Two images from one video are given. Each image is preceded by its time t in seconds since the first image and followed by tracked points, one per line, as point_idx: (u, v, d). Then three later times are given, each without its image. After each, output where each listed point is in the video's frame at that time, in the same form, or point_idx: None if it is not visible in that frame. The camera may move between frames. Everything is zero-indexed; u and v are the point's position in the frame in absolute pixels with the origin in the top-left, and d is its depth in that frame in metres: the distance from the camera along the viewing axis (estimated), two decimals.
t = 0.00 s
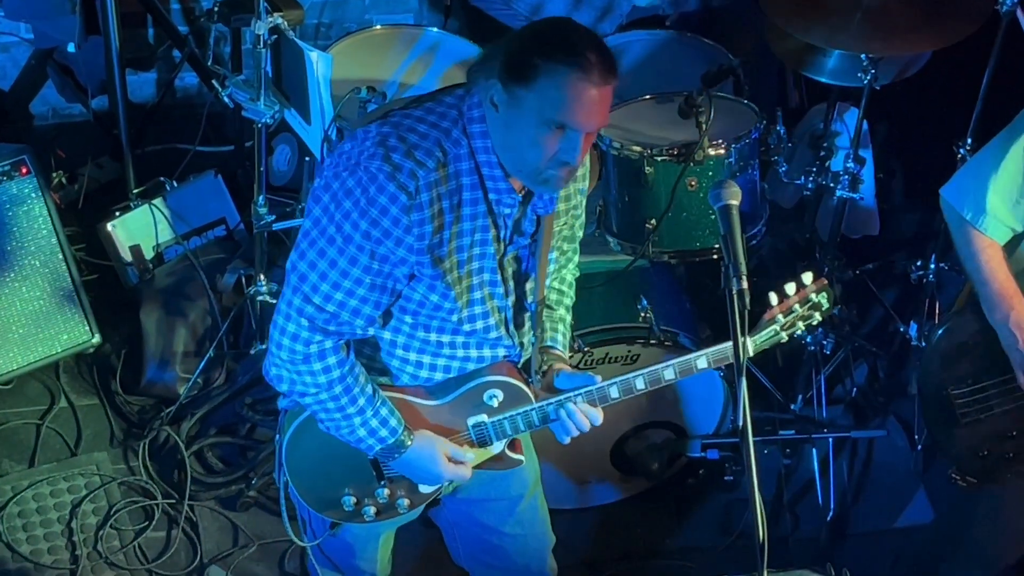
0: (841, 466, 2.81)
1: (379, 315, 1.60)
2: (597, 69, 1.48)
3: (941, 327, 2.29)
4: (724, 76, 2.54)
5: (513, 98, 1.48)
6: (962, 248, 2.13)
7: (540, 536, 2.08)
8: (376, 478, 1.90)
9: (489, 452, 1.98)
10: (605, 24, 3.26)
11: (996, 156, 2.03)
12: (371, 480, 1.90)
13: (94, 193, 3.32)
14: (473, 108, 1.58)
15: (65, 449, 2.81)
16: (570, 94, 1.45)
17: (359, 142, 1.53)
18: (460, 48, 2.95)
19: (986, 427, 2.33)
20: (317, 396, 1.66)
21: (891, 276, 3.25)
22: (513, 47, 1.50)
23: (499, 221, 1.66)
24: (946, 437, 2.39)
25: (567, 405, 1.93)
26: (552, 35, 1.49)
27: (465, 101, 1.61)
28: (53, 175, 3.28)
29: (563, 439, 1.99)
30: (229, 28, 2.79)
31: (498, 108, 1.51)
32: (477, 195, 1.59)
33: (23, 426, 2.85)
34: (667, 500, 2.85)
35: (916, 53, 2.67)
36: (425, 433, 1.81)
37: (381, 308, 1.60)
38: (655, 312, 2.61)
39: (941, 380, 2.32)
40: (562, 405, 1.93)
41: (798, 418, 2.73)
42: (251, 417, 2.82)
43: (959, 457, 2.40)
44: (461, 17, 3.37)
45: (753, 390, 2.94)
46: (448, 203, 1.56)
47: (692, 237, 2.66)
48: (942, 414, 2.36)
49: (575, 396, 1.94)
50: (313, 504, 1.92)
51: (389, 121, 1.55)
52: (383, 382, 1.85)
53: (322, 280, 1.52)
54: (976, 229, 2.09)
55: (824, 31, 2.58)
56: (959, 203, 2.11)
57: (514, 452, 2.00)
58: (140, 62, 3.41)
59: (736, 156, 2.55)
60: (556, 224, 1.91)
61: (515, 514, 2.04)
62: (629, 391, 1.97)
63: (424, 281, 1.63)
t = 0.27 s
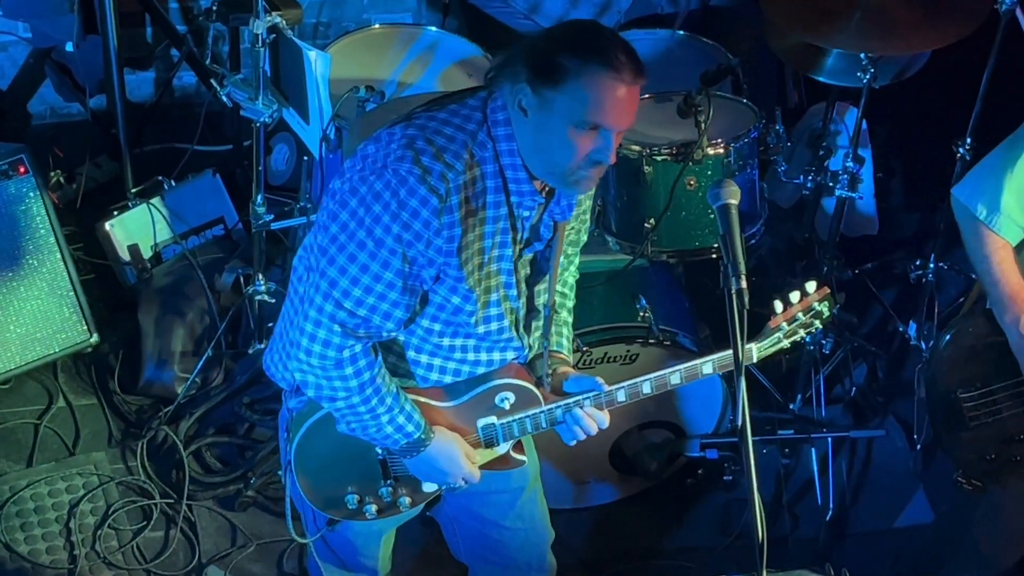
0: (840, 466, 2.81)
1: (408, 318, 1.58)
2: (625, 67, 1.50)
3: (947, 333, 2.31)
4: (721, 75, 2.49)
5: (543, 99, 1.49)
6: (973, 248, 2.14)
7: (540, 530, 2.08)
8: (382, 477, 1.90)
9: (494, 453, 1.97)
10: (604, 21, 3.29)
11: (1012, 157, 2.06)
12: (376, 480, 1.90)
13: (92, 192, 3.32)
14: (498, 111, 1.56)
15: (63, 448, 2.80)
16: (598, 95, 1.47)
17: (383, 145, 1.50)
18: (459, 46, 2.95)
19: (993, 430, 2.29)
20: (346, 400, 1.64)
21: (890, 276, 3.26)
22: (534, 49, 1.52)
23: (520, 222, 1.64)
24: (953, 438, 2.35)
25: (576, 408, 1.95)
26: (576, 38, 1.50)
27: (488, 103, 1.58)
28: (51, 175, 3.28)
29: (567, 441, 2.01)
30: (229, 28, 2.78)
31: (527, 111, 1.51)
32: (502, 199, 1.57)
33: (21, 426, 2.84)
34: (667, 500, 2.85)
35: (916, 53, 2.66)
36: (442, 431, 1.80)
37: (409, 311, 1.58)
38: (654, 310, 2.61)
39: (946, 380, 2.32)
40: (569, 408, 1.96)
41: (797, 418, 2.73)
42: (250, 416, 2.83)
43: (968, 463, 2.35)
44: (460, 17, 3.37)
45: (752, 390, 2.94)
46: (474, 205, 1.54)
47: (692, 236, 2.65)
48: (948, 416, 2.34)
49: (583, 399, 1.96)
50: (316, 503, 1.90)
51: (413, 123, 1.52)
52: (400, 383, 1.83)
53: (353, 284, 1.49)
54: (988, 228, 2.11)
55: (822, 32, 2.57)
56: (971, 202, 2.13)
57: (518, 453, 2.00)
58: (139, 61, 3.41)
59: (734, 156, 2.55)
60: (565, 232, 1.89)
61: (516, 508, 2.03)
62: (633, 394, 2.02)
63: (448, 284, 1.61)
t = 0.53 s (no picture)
0: (839, 466, 2.81)
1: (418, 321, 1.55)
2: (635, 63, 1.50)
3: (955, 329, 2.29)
4: (721, 74, 2.54)
5: (556, 99, 1.48)
6: (983, 240, 2.13)
7: (539, 528, 2.08)
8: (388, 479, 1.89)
9: (501, 450, 1.97)
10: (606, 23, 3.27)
11: None
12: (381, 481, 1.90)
13: (90, 191, 3.31)
14: (504, 110, 1.54)
15: (60, 448, 2.80)
16: (610, 93, 1.46)
17: (390, 147, 1.48)
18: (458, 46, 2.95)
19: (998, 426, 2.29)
20: (356, 403, 1.59)
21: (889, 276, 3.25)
22: (540, 49, 1.51)
23: (527, 221, 1.62)
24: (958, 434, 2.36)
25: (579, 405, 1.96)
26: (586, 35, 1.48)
27: (494, 103, 1.56)
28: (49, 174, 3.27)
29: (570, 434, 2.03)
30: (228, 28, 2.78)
31: (539, 112, 1.50)
32: (510, 199, 1.55)
33: (18, 426, 2.84)
34: (666, 500, 2.84)
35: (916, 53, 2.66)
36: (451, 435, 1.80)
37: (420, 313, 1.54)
38: (653, 309, 2.62)
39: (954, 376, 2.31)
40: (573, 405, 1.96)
41: (796, 419, 2.72)
42: (248, 416, 2.83)
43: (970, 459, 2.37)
44: (459, 16, 3.36)
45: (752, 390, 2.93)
46: (483, 206, 1.52)
47: (690, 237, 2.65)
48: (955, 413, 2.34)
49: (587, 395, 1.97)
50: (323, 507, 1.91)
51: (421, 125, 1.49)
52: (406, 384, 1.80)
53: (364, 288, 1.45)
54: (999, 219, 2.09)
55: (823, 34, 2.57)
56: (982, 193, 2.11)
57: (522, 450, 2.01)
58: (137, 60, 3.41)
59: (733, 155, 2.54)
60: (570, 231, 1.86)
61: (516, 505, 2.03)
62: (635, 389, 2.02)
63: (456, 285, 1.58)
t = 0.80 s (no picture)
0: (838, 467, 2.80)
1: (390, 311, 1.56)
2: (570, 25, 1.46)
3: (976, 316, 2.27)
4: (720, 76, 2.47)
5: (500, 74, 1.44)
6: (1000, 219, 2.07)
7: (544, 532, 2.07)
8: (397, 475, 1.89)
9: (500, 438, 1.96)
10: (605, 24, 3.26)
11: None
12: (391, 479, 1.89)
13: (89, 193, 3.31)
14: (454, 93, 1.54)
15: (58, 449, 2.79)
16: (549, 59, 1.43)
17: (341, 145, 1.49)
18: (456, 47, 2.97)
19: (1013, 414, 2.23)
20: (343, 403, 1.61)
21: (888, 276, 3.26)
22: (475, 23, 1.48)
23: (495, 202, 1.62)
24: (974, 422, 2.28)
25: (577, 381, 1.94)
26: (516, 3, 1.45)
27: (444, 87, 1.56)
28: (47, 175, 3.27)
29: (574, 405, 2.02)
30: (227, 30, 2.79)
31: (485, 89, 1.46)
32: (470, 181, 1.56)
33: (17, 428, 2.84)
34: (666, 501, 2.84)
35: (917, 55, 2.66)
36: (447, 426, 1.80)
37: (393, 304, 1.56)
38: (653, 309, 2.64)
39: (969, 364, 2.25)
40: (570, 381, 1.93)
41: (795, 420, 2.72)
42: (247, 417, 2.82)
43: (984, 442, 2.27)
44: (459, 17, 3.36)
45: (751, 391, 2.93)
46: (441, 190, 1.52)
47: (690, 238, 2.63)
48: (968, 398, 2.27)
49: (585, 369, 1.95)
50: (338, 509, 1.88)
51: (371, 119, 1.50)
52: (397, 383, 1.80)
53: (330, 285, 1.48)
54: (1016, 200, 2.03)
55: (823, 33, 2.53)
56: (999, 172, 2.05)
57: (530, 432, 2.00)
58: (135, 61, 3.41)
59: (732, 156, 2.53)
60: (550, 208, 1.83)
61: (521, 508, 2.02)
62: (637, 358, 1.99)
63: (428, 273, 1.58)
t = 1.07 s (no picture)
0: (838, 469, 2.80)
1: (344, 306, 1.60)
2: None
3: (978, 320, 2.29)
4: (720, 77, 2.46)
5: (408, 59, 1.47)
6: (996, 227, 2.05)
7: (555, 542, 2.07)
8: (409, 475, 1.88)
9: (505, 425, 1.94)
10: (599, 24, 3.32)
11: None
12: (404, 479, 1.89)
13: (88, 194, 3.31)
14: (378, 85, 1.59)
15: (57, 450, 2.79)
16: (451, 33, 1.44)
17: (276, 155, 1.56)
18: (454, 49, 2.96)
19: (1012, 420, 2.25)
20: (315, 407, 1.66)
21: (888, 278, 3.25)
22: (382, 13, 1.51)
23: (441, 189, 1.64)
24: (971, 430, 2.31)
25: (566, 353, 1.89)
26: None
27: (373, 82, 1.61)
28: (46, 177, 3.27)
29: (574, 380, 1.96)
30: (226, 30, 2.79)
31: (400, 76, 1.50)
32: (407, 168, 1.59)
33: (15, 429, 2.83)
34: (665, 503, 2.84)
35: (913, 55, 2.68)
36: (438, 420, 1.80)
37: (346, 300, 1.59)
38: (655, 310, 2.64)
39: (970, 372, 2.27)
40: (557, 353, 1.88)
41: (795, 422, 2.71)
42: (246, 420, 2.82)
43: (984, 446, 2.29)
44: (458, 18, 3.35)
45: (751, 393, 2.93)
46: (376, 181, 1.55)
47: (690, 237, 2.63)
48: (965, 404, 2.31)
49: (572, 341, 1.89)
50: (360, 516, 1.89)
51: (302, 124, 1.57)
52: (378, 384, 1.82)
53: (279, 291, 1.54)
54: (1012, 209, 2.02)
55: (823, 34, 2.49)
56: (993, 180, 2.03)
57: (536, 412, 1.97)
58: (134, 62, 3.40)
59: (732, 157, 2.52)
60: (514, 189, 1.81)
61: (533, 517, 2.02)
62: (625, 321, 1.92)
63: (378, 266, 1.60)
